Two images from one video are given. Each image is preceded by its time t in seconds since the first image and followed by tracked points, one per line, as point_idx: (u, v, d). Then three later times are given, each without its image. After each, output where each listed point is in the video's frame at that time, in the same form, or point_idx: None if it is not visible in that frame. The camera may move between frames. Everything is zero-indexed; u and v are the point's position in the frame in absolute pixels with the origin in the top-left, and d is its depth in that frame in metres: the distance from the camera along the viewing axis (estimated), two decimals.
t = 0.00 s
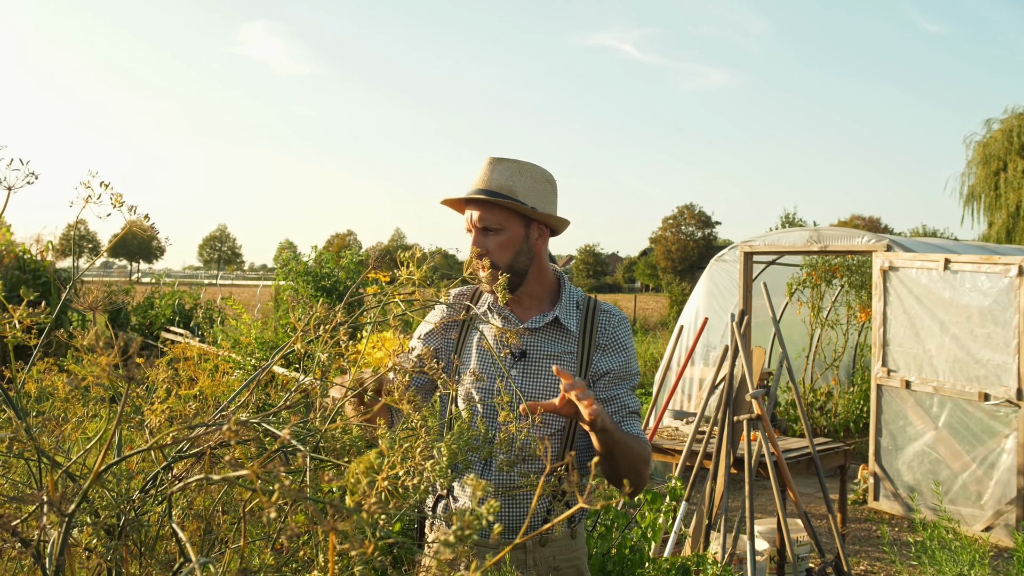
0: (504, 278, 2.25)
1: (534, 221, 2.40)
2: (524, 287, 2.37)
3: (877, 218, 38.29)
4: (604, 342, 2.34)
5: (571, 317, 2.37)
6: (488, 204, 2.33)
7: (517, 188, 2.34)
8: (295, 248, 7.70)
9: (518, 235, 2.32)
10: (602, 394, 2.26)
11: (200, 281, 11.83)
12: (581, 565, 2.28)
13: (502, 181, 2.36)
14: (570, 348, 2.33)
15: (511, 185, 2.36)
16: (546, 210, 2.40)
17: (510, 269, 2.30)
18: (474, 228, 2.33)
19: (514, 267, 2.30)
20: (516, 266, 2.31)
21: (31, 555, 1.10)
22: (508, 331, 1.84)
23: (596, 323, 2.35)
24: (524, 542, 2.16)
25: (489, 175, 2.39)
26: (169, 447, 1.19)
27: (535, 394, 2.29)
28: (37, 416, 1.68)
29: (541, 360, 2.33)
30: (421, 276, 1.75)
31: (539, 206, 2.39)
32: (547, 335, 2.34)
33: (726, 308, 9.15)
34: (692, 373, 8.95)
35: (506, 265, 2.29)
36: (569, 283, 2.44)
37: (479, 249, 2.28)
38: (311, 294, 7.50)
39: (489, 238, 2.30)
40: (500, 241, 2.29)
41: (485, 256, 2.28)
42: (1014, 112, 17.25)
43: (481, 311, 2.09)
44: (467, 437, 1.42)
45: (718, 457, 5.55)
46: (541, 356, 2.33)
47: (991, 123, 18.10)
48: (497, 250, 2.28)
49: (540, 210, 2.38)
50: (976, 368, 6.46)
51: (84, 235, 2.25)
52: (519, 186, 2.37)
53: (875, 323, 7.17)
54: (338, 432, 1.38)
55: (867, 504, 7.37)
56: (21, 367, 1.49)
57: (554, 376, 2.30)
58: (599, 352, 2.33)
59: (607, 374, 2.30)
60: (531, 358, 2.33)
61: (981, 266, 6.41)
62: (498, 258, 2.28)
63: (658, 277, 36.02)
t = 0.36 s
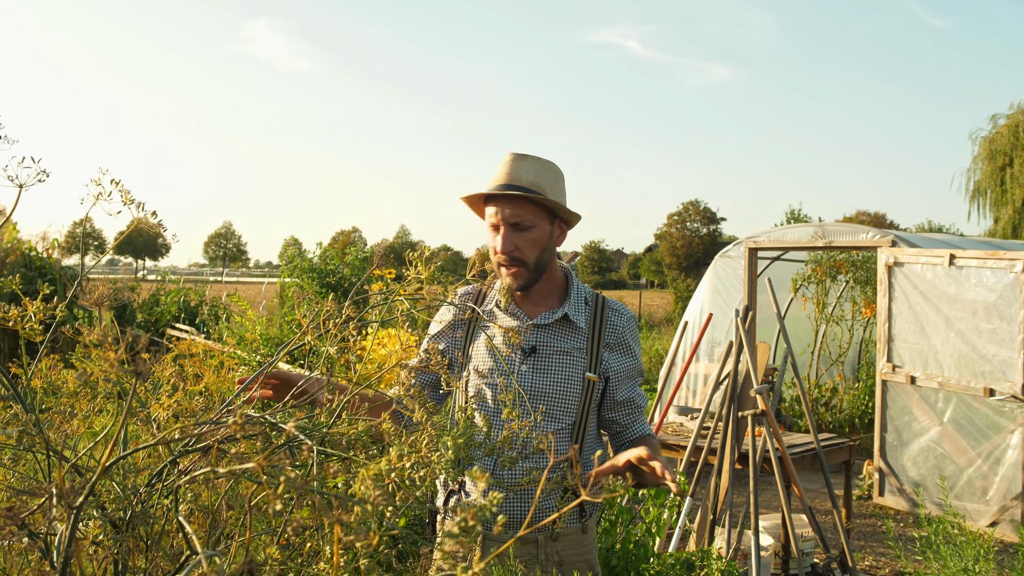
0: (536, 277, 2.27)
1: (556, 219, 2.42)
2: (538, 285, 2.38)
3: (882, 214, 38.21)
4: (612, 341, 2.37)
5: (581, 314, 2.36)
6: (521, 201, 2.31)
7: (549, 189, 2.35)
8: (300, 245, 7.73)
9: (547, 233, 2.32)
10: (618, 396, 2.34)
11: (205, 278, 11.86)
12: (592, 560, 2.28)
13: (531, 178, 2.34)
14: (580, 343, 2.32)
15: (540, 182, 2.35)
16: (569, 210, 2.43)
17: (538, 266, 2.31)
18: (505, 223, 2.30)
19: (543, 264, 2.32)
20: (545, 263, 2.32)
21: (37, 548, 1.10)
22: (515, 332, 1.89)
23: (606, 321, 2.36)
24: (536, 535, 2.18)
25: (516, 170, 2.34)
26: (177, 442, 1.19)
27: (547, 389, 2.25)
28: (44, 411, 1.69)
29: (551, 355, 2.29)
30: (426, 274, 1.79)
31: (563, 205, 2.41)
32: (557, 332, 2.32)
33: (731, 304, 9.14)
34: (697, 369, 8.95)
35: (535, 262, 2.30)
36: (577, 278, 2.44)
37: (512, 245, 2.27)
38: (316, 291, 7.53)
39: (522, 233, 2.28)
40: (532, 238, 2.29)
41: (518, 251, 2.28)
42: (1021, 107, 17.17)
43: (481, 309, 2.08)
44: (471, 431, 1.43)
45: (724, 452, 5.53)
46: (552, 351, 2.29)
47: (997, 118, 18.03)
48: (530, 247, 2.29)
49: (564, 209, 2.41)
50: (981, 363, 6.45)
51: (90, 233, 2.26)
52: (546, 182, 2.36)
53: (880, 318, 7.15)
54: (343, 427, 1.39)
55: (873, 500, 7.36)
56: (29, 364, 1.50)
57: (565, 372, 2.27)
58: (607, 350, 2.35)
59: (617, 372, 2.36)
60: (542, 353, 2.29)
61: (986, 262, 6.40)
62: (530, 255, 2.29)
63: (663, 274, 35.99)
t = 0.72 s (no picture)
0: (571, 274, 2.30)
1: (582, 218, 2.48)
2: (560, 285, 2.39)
3: (892, 210, 38.02)
4: (623, 341, 2.38)
5: (595, 313, 2.36)
6: (560, 199, 2.35)
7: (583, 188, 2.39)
8: (308, 244, 7.76)
9: (579, 232, 2.37)
10: (627, 396, 2.34)
11: (215, 277, 11.90)
12: (601, 555, 2.28)
13: (566, 176, 2.36)
14: (593, 343, 2.33)
15: (574, 181, 2.38)
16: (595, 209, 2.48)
17: (572, 263, 2.35)
18: (543, 220, 2.32)
19: (575, 262, 2.35)
20: (577, 261, 2.36)
21: (45, 543, 1.11)
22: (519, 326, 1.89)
23: (617, 321, 2.37)
24: (548, 530, 2.19)
25: (551, 167, 2.36)
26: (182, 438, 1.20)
27: (562, 388, 2.24)
28: (53, 409, 1.71)
29: (565, 354, 2.28)
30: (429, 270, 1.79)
31: (591, 209, 2.47)
32: (571, 331, 2.32)
33: (740, 301, 9.12)
34: (705, 366, 8.93)
35: (570, 261, 2.33)
36: (590, 277, 2.44)
37: (549, 242, 2.30)
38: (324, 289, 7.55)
39: (561, 231, 2.32)
40: (568, 236, 2.32)
41: (555, 249, 2.30)
42: None
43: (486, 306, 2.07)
44: (476, 425, 1.44)
45: (732, 449, 5.51)
46: (567, 350, 2.29)
47: (1008, 113, 17.92)
48: (566, 245, 2.32)
49: (591, 209, 2.47)
50: (991, 359, 6.42)
51: (100, 232, 2.28)
52: (578, 182, 2.39)
53: (890, 315, 7.12)
54: (348, 423, 1.39)
55: (882, 497, 7.33)
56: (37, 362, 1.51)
57: (579, 371, 2.27)
58: (619, 350, 2.37)
59: (627, 372, 2.37)
60: (556, 352, 2.28)
61: (996, 257, 6.36)
62: (565, 252, 2.31)
63: (672, 271, 35.91)
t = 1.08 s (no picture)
0: (577, 271, 2.30)
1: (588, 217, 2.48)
2: (566, 284, 2.39)
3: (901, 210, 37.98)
4: (629, 342, 2.38)
5: (601, 315, 2.36)
6: (564, 196, 2.36)
7: (588, 186, 2.39)
8: (315, 244, 7.78)
9: (584, 229, 2.37)
10: (631, 398, 2.35)
11: (222, 278, 11.94)
12: (608, 554, 2.28)
13: (570, 175, 2.37)
14: (600, 345, 2.33)
15: (578, 180, 2.39)
16: (600, 208, 2.48)
17: (577, 261, 2.35)
18: (547, 217, 2.33)
19: (581, 259, 2.35)
20: (583, 258, 2.36)
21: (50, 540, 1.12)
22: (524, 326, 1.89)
23: (623, 323, 2.37)
24: (554, 529, 2.20)
25: (556, 166, 2.36)
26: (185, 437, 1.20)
27: (568, 389, 2.24)
28: (60, 408, 1.72)
29: (571, 356, 2.29)
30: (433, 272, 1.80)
31: (596, 207, 2.47)
32: (578, 332, 2.33)
33: (746, 301, 9.11)
34: (711, 366, 8.92)
35: (575, 258, 2.33)
36: (597, 279, 2.44)
37: (553, 239, 2.30)
38: (331, 289, 7.57)
39: (565, 228, 2.32)
40: (573, 233, 2.33)
41: (559, 246, 2.31)
42: None
43: (491, 306, 2.07)
44: (477, 427, 1.45)
45: (738, 449, 5.50)
46: (573, 351, 2.30)
47: (1017, 113, 17.85)
48: (571, 242, 2.32)
49: (597, 208, 2.47)
50: (998, 359, 6.40)
51: (108, 232, 2.30)
52: (583, 181, 2.40)
53: (896, 315, 7.09)
54: (351, 425, 1.40)
55: (889, 497, 7.31)
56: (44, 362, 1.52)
57: (585, 372, 2.28)
58: (625, 352, 2.37)
59: (631, 375, 2.37)
60: (563, 353, 2.29)
61: (1002, 257, 6.34)
62: (570, 249, 2.32)
63: (679, 271, 35.86)
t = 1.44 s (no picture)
0: (577, 262, 2.30)
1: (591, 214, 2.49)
2: (569, 280, 2.39)
3: (912, 209, 37.78)
4: (635, 342, 2.39)
5: (606, 314, 2.37)
6: (563, 191, 2.38)
7: (590, 180, 2.40)
8: (324, 242, 7.81)
9: (586, 223, 2.37)
10: (636, 397, 2.35)
11: (231, 276, 11.98)
12: (612, 553, 2.29)
13: (572, 169, 2.38)
14: (605, 344, 2.33)
15: (580, 175, 2.40)
16: (604, 204, 2.49)
17: (579, 253, 2.34)
18: (548, 210, 2.34)
19: (582, 252, 2.35)
20: (585, 251, 2.36)
21: (57, 535, 1.13)
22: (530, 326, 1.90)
23: (629, 322, 2.37)
24: (558, 529, 2.21)
25: (557, 163, 2.38)
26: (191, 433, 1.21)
27: (573, 389, 2.24)
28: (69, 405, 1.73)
29: (577, 356, 2.30)
30: (438, 270, 1.80)
31: (598, 203, 2.48)
32: (583, 332, 2.33)
33: (755, 301, 9.09)
34: (720, 366, 8.90)
35: (576, 251, 2.33)
36: (602, 278, 2.44)
37: (554, 231, 2.31)
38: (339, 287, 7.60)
39: (565, 221, 2.33)
40: (573, 226, 2.33)
41: (560, 238, 2.31)
42: None
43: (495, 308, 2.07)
44: (483, 426, 1.46)
45: (746, 449, 5.47)
46: (578, 352, 2.30)
47: None
48: (572, 234, 2.32)
49: (600, 204, 2.48)
50: (1008, 360, 6.36)
51: (119, 231, 2.32)
52: (585, 176, 2.41)
53: (905, 315, 7.06)
54: (357, 422, 1.42)
55: (898, 498, 7.28)
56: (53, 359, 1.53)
57: (591, 372, 2.28)
58: (630, 351, 2.37)
59: (637, 374, 2.37)
60: (568, 353, 2.29)
61: (1013, 258, 6.30)
62: (571, 241, 2.32)
63: (688, 271, 35.77)
